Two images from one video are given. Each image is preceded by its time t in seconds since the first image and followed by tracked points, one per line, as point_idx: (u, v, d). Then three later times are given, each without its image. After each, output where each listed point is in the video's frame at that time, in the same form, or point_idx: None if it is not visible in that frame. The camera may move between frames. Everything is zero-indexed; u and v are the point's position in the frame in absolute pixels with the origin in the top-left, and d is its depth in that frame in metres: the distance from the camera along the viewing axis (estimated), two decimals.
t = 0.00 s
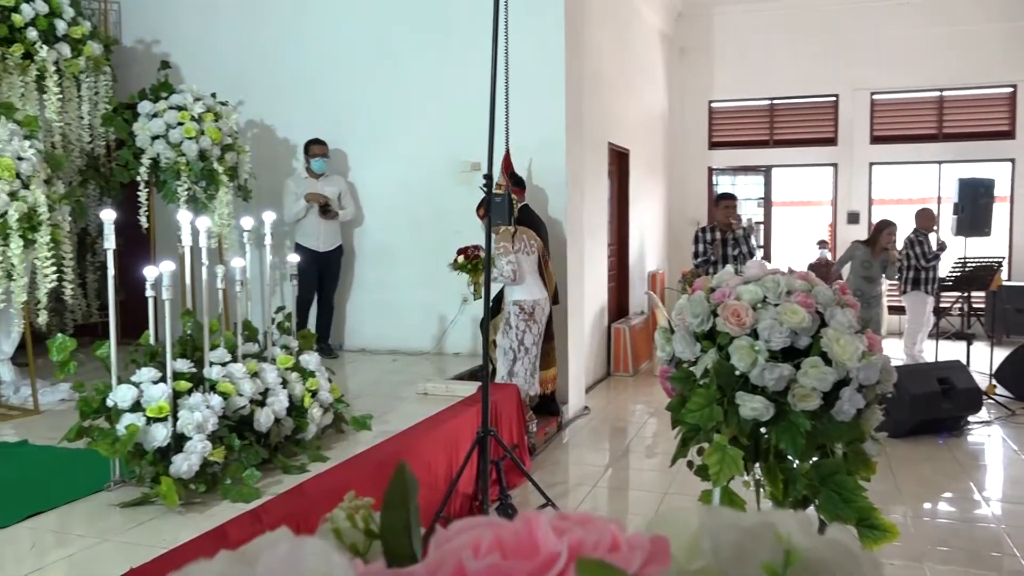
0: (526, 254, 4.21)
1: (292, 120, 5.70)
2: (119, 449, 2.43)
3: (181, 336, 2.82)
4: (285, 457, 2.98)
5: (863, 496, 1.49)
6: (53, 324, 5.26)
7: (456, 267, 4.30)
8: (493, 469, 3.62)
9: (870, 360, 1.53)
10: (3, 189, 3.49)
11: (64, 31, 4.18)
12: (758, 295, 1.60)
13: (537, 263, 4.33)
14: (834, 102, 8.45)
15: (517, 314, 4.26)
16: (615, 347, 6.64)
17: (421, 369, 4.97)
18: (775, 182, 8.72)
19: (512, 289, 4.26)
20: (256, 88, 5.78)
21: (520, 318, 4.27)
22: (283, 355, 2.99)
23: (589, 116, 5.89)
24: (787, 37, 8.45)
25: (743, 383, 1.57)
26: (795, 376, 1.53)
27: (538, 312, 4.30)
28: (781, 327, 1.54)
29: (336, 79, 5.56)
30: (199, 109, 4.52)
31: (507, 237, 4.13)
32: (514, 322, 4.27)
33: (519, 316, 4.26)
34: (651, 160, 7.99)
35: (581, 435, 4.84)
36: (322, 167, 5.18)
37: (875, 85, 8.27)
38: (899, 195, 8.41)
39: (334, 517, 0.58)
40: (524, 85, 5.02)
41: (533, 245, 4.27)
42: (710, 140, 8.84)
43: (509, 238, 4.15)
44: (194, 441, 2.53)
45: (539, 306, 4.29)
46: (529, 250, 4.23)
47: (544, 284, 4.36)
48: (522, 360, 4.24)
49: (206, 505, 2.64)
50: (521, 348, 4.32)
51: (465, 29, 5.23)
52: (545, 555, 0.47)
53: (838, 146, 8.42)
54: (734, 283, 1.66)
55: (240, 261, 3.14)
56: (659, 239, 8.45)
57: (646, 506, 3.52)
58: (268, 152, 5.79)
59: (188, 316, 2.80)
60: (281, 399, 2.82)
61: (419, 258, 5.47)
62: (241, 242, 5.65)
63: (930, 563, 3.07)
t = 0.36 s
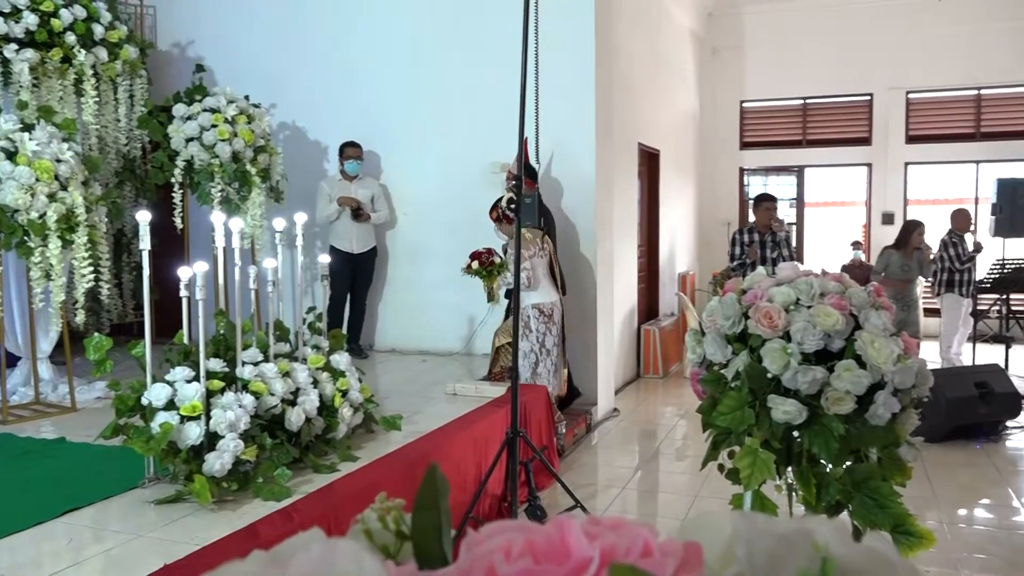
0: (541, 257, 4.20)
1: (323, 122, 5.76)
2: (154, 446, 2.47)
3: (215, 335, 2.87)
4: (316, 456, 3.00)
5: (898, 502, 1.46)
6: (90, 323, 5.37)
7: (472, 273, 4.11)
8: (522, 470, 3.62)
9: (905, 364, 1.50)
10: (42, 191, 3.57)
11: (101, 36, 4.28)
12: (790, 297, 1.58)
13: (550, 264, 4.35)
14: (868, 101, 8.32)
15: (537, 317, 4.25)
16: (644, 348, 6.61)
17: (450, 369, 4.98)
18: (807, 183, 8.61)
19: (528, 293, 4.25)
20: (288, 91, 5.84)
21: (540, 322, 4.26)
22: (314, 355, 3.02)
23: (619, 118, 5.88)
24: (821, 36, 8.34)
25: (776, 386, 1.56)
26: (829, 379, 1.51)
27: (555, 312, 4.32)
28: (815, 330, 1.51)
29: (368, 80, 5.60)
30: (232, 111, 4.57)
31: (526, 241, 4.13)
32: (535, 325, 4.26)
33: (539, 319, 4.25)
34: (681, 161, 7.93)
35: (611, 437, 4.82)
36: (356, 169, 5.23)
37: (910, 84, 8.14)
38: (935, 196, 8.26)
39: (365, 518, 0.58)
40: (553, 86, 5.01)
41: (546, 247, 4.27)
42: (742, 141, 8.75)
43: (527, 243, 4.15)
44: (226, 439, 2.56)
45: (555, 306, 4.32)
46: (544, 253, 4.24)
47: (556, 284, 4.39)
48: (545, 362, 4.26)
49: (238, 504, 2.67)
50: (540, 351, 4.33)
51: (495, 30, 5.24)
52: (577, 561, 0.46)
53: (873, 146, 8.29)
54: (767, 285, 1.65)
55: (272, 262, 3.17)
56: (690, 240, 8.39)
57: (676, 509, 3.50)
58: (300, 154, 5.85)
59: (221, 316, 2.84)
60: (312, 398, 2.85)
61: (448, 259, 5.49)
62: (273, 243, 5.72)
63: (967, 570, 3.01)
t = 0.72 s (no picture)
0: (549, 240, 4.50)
1: (352, 125, 5.81)
2: (185, 446, 2.51)
3: (245, 337, 2.91)
4: (343, 457, 3.03)
5: (931, 509, 1.44)
6: (123, 324, 5.46)
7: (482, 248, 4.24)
8: (548, 472, 3.62)
9: (938, 368, 1.48)
10: (77, 194, 3.64)
11: (135, 40, 4.34)
12: (821, 301, 1.57)
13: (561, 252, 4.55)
14: (901, 101, 8.20)
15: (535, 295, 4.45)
16: (672, 351, 6.57)
17: (477, 371, 5.00)
18: (838, 184, 8.51)
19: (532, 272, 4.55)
20: (318, 95, 5.90)
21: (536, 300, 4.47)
22: (342, 356, 3.05)
23: (646, 120, 5.87)
24: (852, 35, 8.23)
25: (805, 390, 1.54)
26: (859, 384, 1.49)
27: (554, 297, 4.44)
28: (845, 334, 1.50)
29: (396, 83, 5.64)
30: (263, 115, 4.63)
31: (533, 221, 4.47)
32: (529, 301, 4.48)
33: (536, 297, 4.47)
34: (710, 163, 7.88)
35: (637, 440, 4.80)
36: (387, 170, 5.25)
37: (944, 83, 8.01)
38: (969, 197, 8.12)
39: (393, 520, 0.58)
40: (581, 88, 5.01)
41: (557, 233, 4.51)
42: (771, 142, 8.67)
43: (535, 223, 4.49)
44: (256, 439, 2.59)
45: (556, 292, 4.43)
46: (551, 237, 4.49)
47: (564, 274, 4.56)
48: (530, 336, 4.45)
49: (267, 503, 2.71)
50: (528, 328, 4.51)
51: (522, 33, 5.25)
52: (606, 566, 0.46)
53: (905, 147, 8.17)
54: (796, 288, 1.63)
55: (301, 264, 3.20)
56: (718, 243, 8.32)
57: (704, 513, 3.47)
58: (329, 157, 5.91)
59: (252, 317, 2.88)
60: (340, 399, 2.87)
61: (475, 260, 5.51)
62: (302, 245, 5.78)
63: None
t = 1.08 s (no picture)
0: (554, 235, 4.45)
1: (378, 128, 5.85)
2: (213, 445, 2.54)
3: (272, 337, 2.94)
4: (369, 458, 3.05)
5: (962, 515, 1.42)
6: (152, 324, 5.55)
7: (487, 249, 4.39)
8: (573, 474, 3.61)
9: (969, 372, 1.46)
10: (108, 196, 3.70)
11: (164, 45, 4.40)
12: (849, 303, 1.56)
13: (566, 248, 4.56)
14: (931, 101, 8.08)
15: (540, 290, 4.51)
16: (698, 353, 6.53)
17: (502, 373, 5.01)
18: (867, 185, 8.41)
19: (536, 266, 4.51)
20: (345, 98, 5.95)
21: (542, 294, 4.50)
22: (368, 357, 3.08)
23: (672, 122, 5.84)
24: (881, 34, 8.13)
25: (833, 394, 1.52)
26: (889, 387, 1.47)
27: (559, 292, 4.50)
28: (874, 336, 1.48)
29: (422, 86, 5.66)
30: (289, 118, 4.68)
31: (537, 219, 4.40)
32: (534, 295, 4.51)
33: (541, 291, 4.50)
34: (736, 165, 7.82)
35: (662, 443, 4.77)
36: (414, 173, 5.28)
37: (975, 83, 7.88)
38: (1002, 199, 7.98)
39: (419, 520, 0.59)
40: (606, 90, 5.01)
41: (562, 228, 4.50)
42: (799, 143, 8.58)
43: (538, 220, 4.41)
44: (282, 439, 2.62)
45: (562, 286, 4.50)
46: (557, 233, 4.47)
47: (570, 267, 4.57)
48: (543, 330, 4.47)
49: (294, 502, 2.74)
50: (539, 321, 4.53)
51: (547, 35, 5.25)
52: (632, 568, 0.46)
53: (936, 147, 8.05)
54: (824, 291, 1.62)
55: (327, 266, 3.23)
56: (744, 244, 8.26)
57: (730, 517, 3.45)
58: (356, 160, 5.96)
59: (279, 319, 2.91)
60: (365, 400, 2.90)
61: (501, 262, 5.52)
62: (329, 247, 5.83)
63: None
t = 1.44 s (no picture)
0: (553, 223, 4.41)
1: (402, 130, 5.88)
2: (238, 445, 2.57)
3: (297, 338, 2.97)
4: (392, 458, 3.07)
5: (992, 520, 1.39)
6: (179, 325, 5.62)
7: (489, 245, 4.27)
8: (596, 476, 3.61)
9: (999, 375, 1.43)
10: (137, 198, 3.76)
11: (192, 48, 4.46)
12: (876, 305, 1.54)
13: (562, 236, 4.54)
14: (961, 100, 7.96)
15: (542, 280, 4.43)
16: (722, 355, 6.48)
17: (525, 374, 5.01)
18: (895, 186, 8.30)
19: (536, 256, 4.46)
20: (369, 100, 5.98)
21: (546, 285, 4.42)
22: (392, 358, 3.09)
23: (696, 123, 5.81)
24: (910, 33, 8.02)
25: (860, 396, 1.51)
26: (916, 390, 1.45)
27: (562, 280, 4.46)
28: (902, 338, 1.47)
29: (446, 88, 5.69)
30: (315, 120, 4.72)
31: (536, 207, 4.38)
32: (540, 287, 4.43)
33: (544, 281, 4.42)
34: (762, 165, 7.76)
35: (686, 445, 4.74)
36: (441, 175, 5.30)
37: (1006, 81, 7.75)
38: None
39: (441, 520, 0.59)
40: (629, 91, 4.99)
41: (559, 216, 4.47)
42: (825, 143, 8.50)
43: (537, 208, 4.39)
44: (307, 439, 2.64)
45: (563, 274, 4.47)
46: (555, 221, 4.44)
47: (568, 254, 4.55)
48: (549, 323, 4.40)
49: (318, 502, 2.76)
50: (547, 316, 4.48)
51: (571, 36, 5.25)
52: (654, 569, 0.46)
53: (965, 147, 7.93)
54: (850, 292, 1.61)
55: (351, 267, 3.24)
56: (769, 245, 8.19)
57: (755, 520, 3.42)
58: (380, 162, 6.00)
59: (303, 319, 2.94)
60: (389, 400, 2.91)
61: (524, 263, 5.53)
62: (353, 249, 5.88)
63: None
